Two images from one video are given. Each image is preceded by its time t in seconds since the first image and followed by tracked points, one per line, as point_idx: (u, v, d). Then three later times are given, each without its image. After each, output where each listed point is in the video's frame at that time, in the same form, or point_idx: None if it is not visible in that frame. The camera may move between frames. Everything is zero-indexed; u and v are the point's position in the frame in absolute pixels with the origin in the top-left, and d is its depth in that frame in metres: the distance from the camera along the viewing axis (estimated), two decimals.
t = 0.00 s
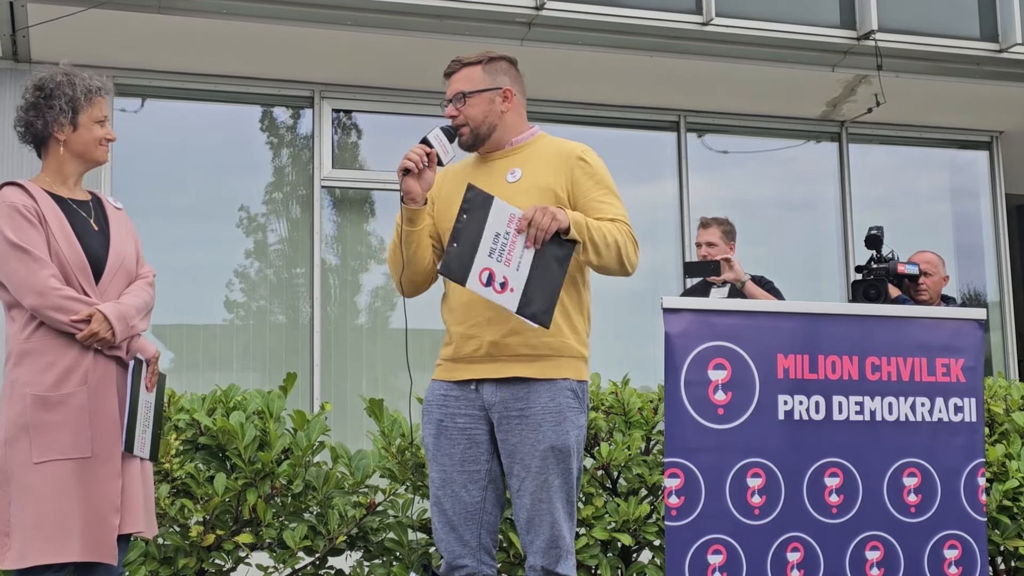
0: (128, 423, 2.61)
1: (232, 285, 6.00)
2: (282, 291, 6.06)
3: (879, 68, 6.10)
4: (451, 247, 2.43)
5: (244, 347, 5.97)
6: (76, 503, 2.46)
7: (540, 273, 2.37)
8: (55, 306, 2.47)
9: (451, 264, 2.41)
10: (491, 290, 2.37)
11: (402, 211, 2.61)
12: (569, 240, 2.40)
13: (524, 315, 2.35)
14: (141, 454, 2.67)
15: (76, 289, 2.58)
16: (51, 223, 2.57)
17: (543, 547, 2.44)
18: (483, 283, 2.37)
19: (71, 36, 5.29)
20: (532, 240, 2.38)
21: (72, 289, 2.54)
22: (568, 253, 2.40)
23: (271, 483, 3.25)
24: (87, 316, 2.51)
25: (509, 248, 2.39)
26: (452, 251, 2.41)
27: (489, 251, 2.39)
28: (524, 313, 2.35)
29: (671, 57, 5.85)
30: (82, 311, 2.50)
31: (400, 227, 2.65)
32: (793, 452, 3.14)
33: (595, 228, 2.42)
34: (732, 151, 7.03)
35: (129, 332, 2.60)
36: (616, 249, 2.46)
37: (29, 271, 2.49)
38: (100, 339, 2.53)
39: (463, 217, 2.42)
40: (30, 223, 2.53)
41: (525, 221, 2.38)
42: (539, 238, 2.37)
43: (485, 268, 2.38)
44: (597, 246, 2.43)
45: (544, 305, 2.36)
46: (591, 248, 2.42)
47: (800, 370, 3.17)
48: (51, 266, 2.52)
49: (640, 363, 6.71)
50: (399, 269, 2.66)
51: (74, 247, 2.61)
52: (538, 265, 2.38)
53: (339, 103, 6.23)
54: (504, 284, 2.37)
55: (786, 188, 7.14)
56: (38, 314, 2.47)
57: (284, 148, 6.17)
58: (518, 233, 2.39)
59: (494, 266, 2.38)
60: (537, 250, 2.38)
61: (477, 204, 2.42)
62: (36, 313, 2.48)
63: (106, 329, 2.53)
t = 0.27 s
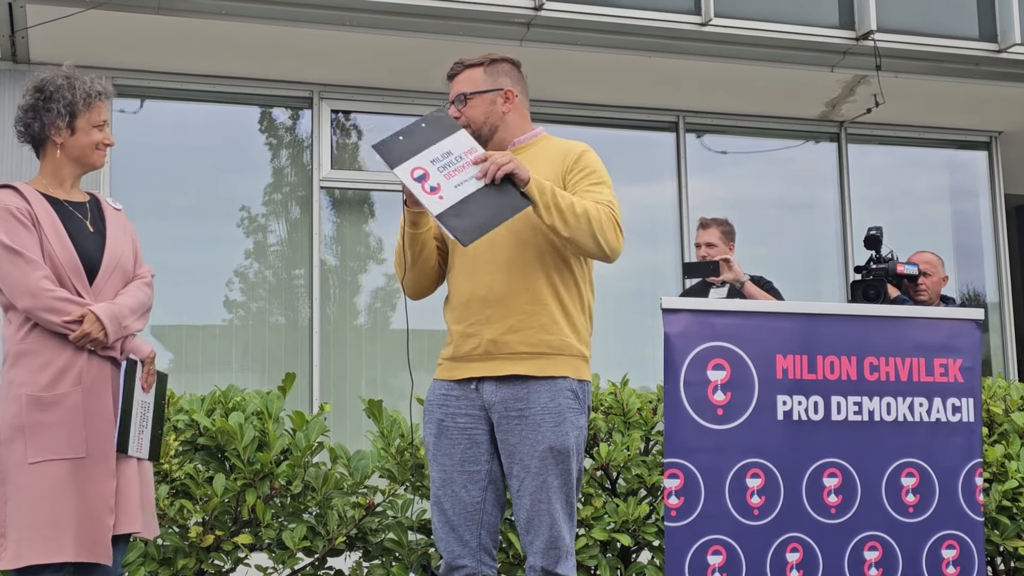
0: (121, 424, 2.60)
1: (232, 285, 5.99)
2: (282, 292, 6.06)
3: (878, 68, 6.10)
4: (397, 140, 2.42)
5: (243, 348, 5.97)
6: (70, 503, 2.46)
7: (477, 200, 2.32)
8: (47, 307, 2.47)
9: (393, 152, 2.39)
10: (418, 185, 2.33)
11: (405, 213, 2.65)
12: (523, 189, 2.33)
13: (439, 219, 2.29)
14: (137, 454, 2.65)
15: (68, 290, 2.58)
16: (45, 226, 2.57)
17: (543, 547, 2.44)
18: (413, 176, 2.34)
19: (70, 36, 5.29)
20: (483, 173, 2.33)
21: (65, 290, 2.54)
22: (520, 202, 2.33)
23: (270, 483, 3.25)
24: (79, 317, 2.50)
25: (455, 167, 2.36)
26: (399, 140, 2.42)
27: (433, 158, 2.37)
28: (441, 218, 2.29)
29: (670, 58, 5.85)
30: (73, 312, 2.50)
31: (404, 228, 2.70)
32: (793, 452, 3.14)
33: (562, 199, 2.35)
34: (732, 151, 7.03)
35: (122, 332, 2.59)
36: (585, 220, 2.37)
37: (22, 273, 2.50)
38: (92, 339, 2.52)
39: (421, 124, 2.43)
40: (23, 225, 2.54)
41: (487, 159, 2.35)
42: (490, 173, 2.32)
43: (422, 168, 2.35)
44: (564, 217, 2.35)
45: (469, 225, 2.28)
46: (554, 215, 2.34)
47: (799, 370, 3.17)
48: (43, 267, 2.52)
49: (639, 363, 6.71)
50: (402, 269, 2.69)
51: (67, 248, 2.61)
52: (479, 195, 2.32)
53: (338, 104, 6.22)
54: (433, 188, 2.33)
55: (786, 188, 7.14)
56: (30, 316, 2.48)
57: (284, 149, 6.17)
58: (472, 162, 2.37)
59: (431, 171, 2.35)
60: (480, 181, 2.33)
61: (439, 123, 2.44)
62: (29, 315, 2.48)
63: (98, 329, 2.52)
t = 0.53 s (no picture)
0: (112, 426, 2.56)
1: (230, 286, 5.99)
2: (280, 292, 6.07)
3: (876, 68, 6.10)
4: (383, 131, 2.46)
5: (242, 349, 5.97)
6: (61, 504, 2.46)
7: (460, 177, 2.31)
8: (41, 308, 2.47)
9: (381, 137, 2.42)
10: (400, 165, 2.34)
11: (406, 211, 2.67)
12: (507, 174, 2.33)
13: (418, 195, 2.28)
14: (132, 455, 2.61)
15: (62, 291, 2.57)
16: (40, 228, 2.57)
17: (542, 548, 2.44)
18: (397, 158, 2.36)
19: (68, 38, 5.29)
20: (466, 155, 2.34)
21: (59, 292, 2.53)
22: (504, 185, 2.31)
23: (269, 484, 3.25)
24: (72, 318, 2.50)
25: (439, 151, 2.38)
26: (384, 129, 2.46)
27: (418, 144, 2.41)
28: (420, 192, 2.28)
29: (668, 58, 5.86)
30: (66, 313, 2.50)
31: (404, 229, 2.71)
32: (792, 453, 3.14)
33: (542, 189, 2.34)
34: (730, 152, 7.03)
35: (115, 333, 2.57)
36: (564, 210, 2.36)
37: (17, 275, 2.50)
38: (84, 340, 2.51)
39: (409, 116, 2.49)
40: (18, 227, 2.54)
41: (472, 143, 2.37)
42: (472, 154, 2.33)
43: (406, 152, 2.38)
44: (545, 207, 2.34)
45: (450, 200, 2.27)
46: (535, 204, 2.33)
47: (798, 371, 3.17)
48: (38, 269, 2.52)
49: (638, 363, 6.71)
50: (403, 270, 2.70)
51: (62, 250, 2.60)
52: (460, 173, 2.32)
53: (337, 104, 6.22)
54: (416, 168, 2.34)
55: (784, 188, 7.14)
56: (24, 316, 2.49)
57: (282, 149, 6.17)
58: (457, 147, 2.40)
59: (415, 155, 2.37)
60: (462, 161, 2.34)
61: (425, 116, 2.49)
62: (24, 316, 2.49)
63: (91, 331, 2.51)
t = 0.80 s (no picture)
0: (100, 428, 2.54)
1: (227, 287, 5.99)
2: (278, 293, 6.07)
3: (873, 69, 6.09)
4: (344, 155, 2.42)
5: (240, 350, 5.97)
6: (48, 504, 2.45)
7: (434, 189, 2.32)
8: (30, 310, 2.49)
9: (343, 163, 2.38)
10: (373, 187, 2.31)
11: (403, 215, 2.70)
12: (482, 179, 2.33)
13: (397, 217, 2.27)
14: (126, 458, 2.57)
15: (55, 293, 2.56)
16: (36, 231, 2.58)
17: (540, 549, 2.44)
18: (367, 180, 2.32)
19: (66, 39, 5.29)
20: (436, 166, 2.35)
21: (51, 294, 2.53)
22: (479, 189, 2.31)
23: (267, 485, 3.25)
24: (61, 319, 2.50)
25: (407, 166, 2.38)
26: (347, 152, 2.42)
27: (384, 163, 2.39)
28: (399, 213, 2.26)
29: (666, 59, 5.86)
30: (55, 315, 2.50)
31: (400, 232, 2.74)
32: (790, 453, 3.14)
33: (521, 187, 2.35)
34: (728, 153, 7.03)
35: (104, 335, 2.54)
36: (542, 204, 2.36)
37: (9, 276, 2.52)
38: (72, 342, 2.49)
39: (367, 135, 2.46)
40: (16, 229, 2.56)
41: (439, 153, 2.38)
42: (443, 165, 2.34)
43: (374, 173, 2.35)
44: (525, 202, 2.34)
45: (429, 215, 2.27)
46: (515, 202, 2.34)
47: (795, 371, 3.17)
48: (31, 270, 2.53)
49: (636, 364, 6.71)
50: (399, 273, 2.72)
51: (58, 252, 2.58)
52: (433, 186, 2.32)
53: (335, 105, 6.22)
54: (389, 188, 2.32)
55: (782, 189, 7.14)
56: (16, 318, 2.52)
57: (281, 150, 6.17)
58: (423, 160, 2.40)
59: (384, 175, 2.35)
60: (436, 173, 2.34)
61: (385, 132, 2.48)
62: (14, 316, 2.51)
63: (78, 333, 2.50)
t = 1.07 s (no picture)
0: (87, 432, 2.51)
1: (223, 288, 5.98)
2: (276, 293, 6.06)
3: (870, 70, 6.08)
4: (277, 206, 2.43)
5: (238, 351, 5.97)
6: (34, 505, 2.44)
7: (375, 225, 2.38)
8: (20, 312, 2.50)
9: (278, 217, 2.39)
10: (314, 239, 2.35)
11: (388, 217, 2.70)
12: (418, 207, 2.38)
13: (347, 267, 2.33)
14: (116, 461, 2.54)
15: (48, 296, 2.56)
16: (35, 233, 2.58)
17: (535, 551, 2.44)
18: (307, 232, 2.36)
19: (63, 40, 5.29)
20: (371, 200, 2.41)
21: (42, 296, 2.53)
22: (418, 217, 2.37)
23: (264, 486, 3.25)
24: (48, 322, 2.50)
25: (342, 207, 2.42)
26: (277, 205, 2.42)
27: (319, 208, 2.42)
28: (349, 264, 2.32)
29: (664, 60, 5.86)
30: (43, 317, 2.50)
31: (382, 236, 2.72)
32: (787, 454, 3.14)
33: (463, 202, 2.38)
34: (725, 154, 7.03)
35: (89, 337, 2.51)
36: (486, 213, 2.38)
37: (4, 278, 2.54)
38: (56, 344, 2.48)
39: (294, 179, 2.48)
40: (16, 233, 2.58)
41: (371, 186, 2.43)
42: (377, 199, 2.40)
43: (312, 222, 2.39)
44: (470, 216, 2.37)
45: (375, 258, 2.34)
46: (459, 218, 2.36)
47: (792, 372, 3.17)
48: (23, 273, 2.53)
49: (633, 364, 6.72)
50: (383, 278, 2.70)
51: (53, 255, 2.57)
52: (374, 224, 2.39)
53: (332, 106, 6.23)
54: (330, 236, 2.36)
55: (780, 189, 7.14)
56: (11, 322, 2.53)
57: (279, 151, 6.17)
58: (356, 195, 2.45)
59: (322, 222, 2.39)
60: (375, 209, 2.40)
61: (311, 172, 2.50)
62: (8, 318, 2.52)
63: (63, 335, 2.48)
